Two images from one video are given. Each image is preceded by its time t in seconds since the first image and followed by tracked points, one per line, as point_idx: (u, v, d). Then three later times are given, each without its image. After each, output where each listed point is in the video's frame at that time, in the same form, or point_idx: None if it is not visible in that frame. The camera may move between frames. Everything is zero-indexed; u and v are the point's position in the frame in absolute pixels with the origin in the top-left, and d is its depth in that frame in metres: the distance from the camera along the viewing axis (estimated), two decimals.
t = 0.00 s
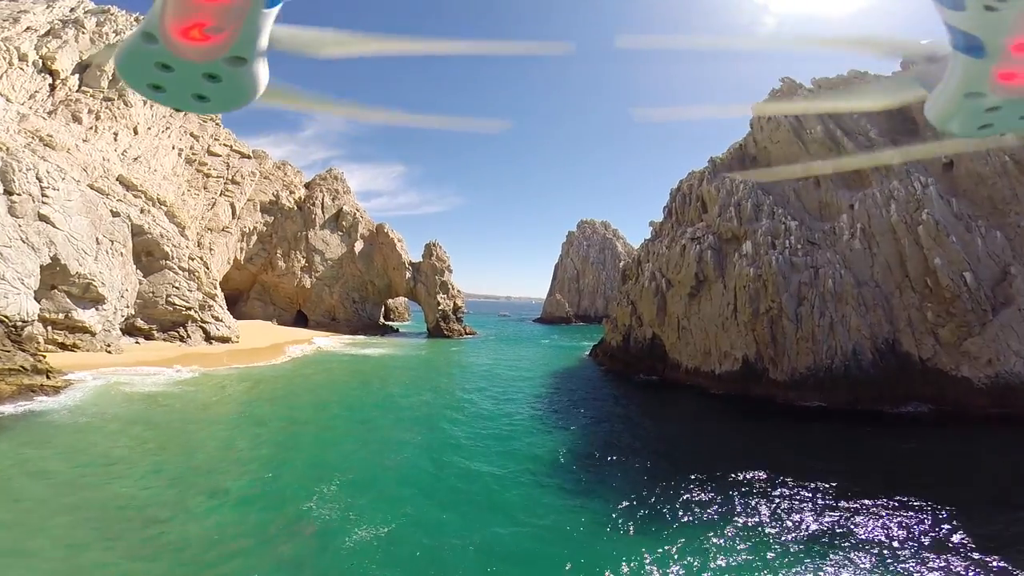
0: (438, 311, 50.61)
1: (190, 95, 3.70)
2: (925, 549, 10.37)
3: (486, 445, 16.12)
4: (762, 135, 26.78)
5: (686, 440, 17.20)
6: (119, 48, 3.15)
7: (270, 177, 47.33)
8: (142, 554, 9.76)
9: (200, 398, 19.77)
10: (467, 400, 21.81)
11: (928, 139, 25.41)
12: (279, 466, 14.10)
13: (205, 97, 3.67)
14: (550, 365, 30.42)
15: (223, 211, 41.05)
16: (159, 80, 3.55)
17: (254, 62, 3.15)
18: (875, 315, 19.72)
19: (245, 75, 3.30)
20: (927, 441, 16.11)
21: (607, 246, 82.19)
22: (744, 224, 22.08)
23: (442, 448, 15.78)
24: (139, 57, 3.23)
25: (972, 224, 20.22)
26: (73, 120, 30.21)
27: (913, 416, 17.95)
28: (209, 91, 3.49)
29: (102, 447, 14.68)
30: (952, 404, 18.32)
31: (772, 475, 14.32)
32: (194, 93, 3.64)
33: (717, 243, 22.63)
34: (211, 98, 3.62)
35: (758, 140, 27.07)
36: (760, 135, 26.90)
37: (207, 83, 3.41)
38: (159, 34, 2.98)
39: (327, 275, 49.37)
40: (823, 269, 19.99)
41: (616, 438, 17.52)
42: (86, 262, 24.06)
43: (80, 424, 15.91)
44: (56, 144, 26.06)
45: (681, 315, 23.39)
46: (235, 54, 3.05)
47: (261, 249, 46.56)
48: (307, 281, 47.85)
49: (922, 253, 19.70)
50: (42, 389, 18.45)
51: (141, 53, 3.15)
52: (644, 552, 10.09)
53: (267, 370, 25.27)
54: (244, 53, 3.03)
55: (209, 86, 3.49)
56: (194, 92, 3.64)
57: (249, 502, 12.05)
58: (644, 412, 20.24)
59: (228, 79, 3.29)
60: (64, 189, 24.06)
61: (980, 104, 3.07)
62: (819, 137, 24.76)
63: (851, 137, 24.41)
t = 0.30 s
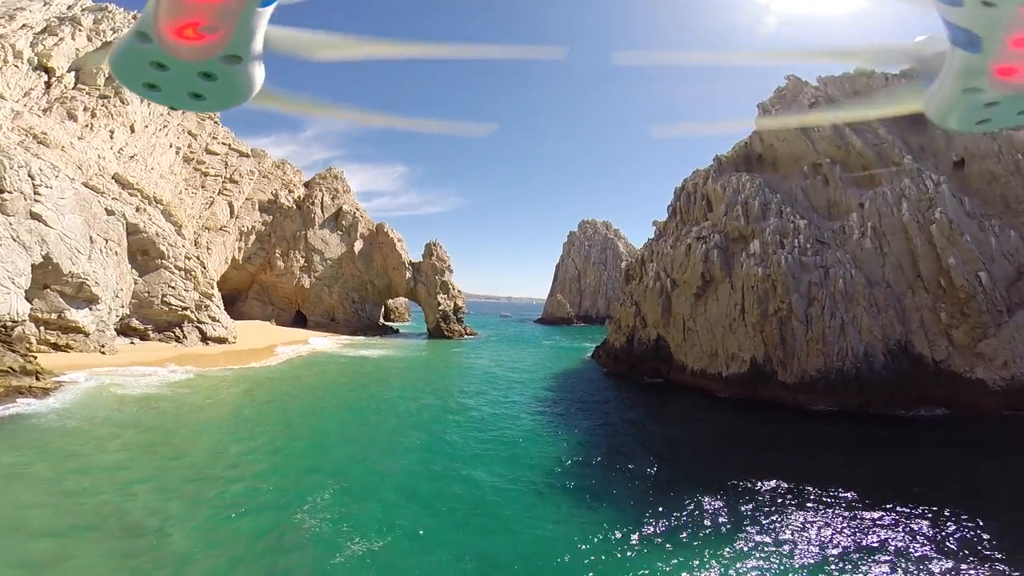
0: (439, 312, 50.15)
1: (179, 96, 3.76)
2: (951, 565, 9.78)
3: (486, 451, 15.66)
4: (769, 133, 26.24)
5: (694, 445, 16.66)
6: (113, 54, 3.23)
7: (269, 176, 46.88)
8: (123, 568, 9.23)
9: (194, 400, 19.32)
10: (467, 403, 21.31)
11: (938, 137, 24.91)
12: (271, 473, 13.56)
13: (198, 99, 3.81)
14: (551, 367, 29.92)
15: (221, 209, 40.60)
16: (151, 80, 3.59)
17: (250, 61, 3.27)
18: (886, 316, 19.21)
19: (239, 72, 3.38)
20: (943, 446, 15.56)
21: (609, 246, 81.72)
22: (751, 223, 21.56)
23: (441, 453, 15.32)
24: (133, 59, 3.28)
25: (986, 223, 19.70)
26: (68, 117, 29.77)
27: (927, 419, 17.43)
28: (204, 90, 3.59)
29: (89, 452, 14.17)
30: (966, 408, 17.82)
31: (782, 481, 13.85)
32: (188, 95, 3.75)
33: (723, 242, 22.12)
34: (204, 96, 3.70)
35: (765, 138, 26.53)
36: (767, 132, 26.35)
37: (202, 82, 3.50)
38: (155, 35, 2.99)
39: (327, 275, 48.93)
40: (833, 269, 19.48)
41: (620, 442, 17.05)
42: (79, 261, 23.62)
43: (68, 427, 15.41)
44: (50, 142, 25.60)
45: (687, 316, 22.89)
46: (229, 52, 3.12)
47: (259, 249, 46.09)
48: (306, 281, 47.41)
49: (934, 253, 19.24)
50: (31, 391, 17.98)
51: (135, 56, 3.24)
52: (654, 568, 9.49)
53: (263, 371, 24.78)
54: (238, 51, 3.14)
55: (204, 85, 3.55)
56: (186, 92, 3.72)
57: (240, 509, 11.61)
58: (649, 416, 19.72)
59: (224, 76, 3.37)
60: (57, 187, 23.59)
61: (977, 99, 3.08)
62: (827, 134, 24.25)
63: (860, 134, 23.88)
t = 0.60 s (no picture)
0: (440, 313, 49.66)
1: (176, 74, 3.59)
2: None
3: (488, 458, 15.14)
4: (777, 131, 25.66)
5: (703, 452, 16.05)
6: (98, 26, 2.96)
7: (269, 176, 46.45)
8: None
9: (189, 403, 18.85)
10: (469, 408, 20.78)
11: (950, 135, 24.34)
12: (262, 482, 12.98)
13: (195, 78, 3.61)
14: (555, 370, 29.37)
15: (220, 209, 40.17)
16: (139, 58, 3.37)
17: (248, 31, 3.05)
18: (901, 318, 18.62)
19: (234, 46, 3.15)
20: (965, 452, 14.92)
21: (611, 247, 81.16)
22: (761, 222, 20.99)
23: (441, 461, 14.81)
24: (121, 31, 3.03)
25: (1004, 222, 19.11)
26: (65, 115, 29.37)
27: (945, 424, 16.84)
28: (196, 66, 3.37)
29: (76, 457, 13.67)
30: (985, 412, 17.23)
31: (796, 490, 13.32)
32: (184, 73, 3.53)
33: (732, 242, 21.54)
34: (202, 74, 3.52)
35: (772, 136, 25.94)
36: (775, 131, 25.76)
37: (195, 56, 3.21)
38: (140, 9, 2.80)
39: (327, 276, 48.49)
40: (846, 269, 18.90)
41: (625, 449, 16.53)
42: (74, 261, 23.18)
43: (55, 432, 14.91)
44: (45, 140, 25.15)
45: (694, 317, 22.35)
46: (221, 25, 2.90)
47: (259, 249, 45.65)
48: (306, 282, 47.00)
49: (950, 253, 18.65)
50: (20, 394, 17.49)
51: (122, 26, 2.98)
52: None
53: (260, 374, 24.28)
54: (233, 21, 2.89)
55: (198, 62, 3.32)
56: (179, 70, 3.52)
57: (230, 519, 11.11)
58: (655, 421, 19.17)
59: (221, 52, 3.17)
60: (51, 185, 23.12)
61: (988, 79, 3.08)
62: (837, 132, 23.64)
63: (871, 131, 23.28)
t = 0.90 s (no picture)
0: (440, 315, 49.12)
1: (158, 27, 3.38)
2: None
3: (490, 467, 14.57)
4: (785, 129, 25.06)
5: (712, 461, 15.44)
6: None
7: (269, 176, 46.00)
8: None
9: (182, 408, 18.35)
10: (471, 413, 20.27)
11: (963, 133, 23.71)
12: (252, 493, 12.42)
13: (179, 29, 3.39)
14: (558, 373, 28.80)
15: (219, 210, 39.72)
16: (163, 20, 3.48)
17: None
18: (917, 320, 18.01)
19: None
20: (986, 460, 14.27)
21: (614, 248, 80.53)
22: (771, 221, 20.40)
23: (440, 470, 14.26)
24: None
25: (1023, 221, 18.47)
26: (61, 114, 28.97)
27: (964, 430, 16.21)
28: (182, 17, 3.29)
29: (60, 464, 13.15)
30: (1005, 418, 16.61)
31: (812, 500, 12.71)
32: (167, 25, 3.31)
33: (741, 242, 20.96)
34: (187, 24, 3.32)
35: (780, 134, 25.36)
36: (784, 129, 25.16)
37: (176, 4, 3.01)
38: None
39: (327, 277, 48.04)
40: (860, 270, 18.30)
41: (632, 457, 15.94)
42: (67, 261, 22.73)
43: (41, 438, 14.41)
44: (39, 139, 24.69)
45: (702, 320, 21.78)
46: None
47: (259, 250, 45.19)
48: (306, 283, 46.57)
49: (968, 253, 18.04)
50: (8, 397, 17.02)
51: None
52: None
53: (256, 377, 23.77)
54: None
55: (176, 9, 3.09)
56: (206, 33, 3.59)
57: (219, 532, 10.56)
58: (662, 427, 18.55)
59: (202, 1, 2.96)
60: (45, 184, 22.67)
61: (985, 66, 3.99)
62: (847, 130, 23.00)
63: (882, 129, 22.66)
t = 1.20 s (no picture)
0: (441, 317, 48.59)
1: None
2: None
3: (491, 477, 14.01)
4: (793, 127, 24.52)
5: (721, 471, 14.83)
6: None
7: (268, 177, 45.54)
8: None
9: (174, 413, 17.83)
10: (473, 419, 19.72)
11: (976, 131, 23.15)
12: (241, 504, 11.87)
13: None
14: (561, 376, 28.25)
15: (217, 210, 39.28)
16: None
17: None
18: (933, 322, 17.43)
19: None
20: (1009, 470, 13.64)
21: (616, 250, 79.96)
22: (781, 221, 19.84)
23: (439, 480, 13.69)
24: None
25: None
26: (56, 113, 28.43)
27: (983, 436, 15.62)
28: None
29: (42, 471, 12.64)
30: None
31: (827, 513, 12.12)
32: None
33: (750, 242, 20.41)
34: None
35: (787, 133, 24.83)
36: (791, 128, 24.63)
37: None
38: None
39: (326, 278, 47.56)
40: (873, 271, 17.74)
41: (638, 465, 15.38)
42: (59, 261, 22.30)
43: (24, 445, 13.90)
44: (33, 137, 24.22)
45: (710, 322, 21.24)
46: None
47: (257, 250, 44.72)
48: (305, 285, 46.10)
49: (985, 253, 17.48)
50: None
51: None
52: None
53: (252, 380, 23.23)
54: None
55: None
56: None
57: (204, 545, 10.03)
58: (668, 434, 17.97)
59: None
60: (37, 183, 22.21)
61: None
62: (857, 129, 22.42)
63: (893, 128, 22.07)
